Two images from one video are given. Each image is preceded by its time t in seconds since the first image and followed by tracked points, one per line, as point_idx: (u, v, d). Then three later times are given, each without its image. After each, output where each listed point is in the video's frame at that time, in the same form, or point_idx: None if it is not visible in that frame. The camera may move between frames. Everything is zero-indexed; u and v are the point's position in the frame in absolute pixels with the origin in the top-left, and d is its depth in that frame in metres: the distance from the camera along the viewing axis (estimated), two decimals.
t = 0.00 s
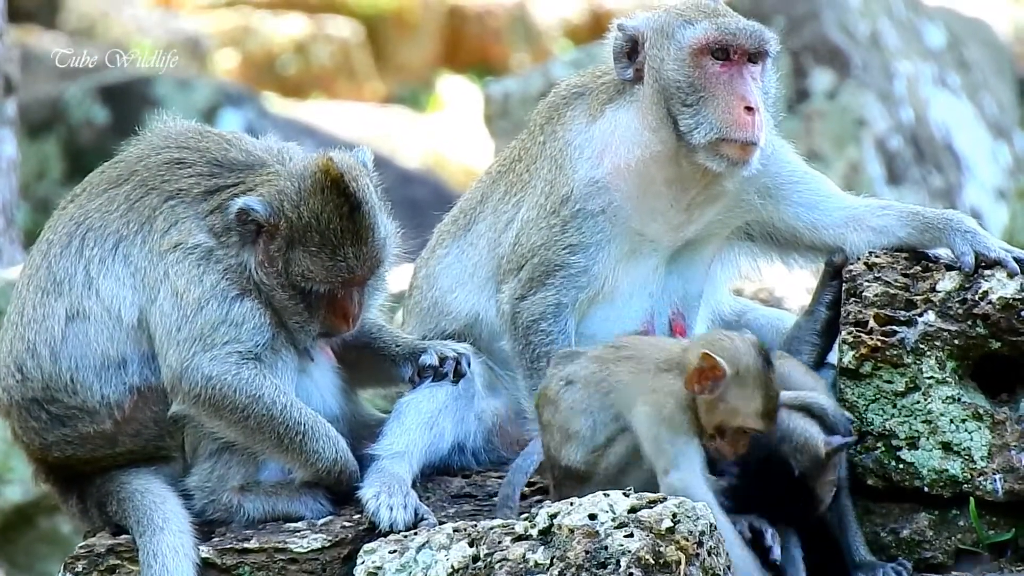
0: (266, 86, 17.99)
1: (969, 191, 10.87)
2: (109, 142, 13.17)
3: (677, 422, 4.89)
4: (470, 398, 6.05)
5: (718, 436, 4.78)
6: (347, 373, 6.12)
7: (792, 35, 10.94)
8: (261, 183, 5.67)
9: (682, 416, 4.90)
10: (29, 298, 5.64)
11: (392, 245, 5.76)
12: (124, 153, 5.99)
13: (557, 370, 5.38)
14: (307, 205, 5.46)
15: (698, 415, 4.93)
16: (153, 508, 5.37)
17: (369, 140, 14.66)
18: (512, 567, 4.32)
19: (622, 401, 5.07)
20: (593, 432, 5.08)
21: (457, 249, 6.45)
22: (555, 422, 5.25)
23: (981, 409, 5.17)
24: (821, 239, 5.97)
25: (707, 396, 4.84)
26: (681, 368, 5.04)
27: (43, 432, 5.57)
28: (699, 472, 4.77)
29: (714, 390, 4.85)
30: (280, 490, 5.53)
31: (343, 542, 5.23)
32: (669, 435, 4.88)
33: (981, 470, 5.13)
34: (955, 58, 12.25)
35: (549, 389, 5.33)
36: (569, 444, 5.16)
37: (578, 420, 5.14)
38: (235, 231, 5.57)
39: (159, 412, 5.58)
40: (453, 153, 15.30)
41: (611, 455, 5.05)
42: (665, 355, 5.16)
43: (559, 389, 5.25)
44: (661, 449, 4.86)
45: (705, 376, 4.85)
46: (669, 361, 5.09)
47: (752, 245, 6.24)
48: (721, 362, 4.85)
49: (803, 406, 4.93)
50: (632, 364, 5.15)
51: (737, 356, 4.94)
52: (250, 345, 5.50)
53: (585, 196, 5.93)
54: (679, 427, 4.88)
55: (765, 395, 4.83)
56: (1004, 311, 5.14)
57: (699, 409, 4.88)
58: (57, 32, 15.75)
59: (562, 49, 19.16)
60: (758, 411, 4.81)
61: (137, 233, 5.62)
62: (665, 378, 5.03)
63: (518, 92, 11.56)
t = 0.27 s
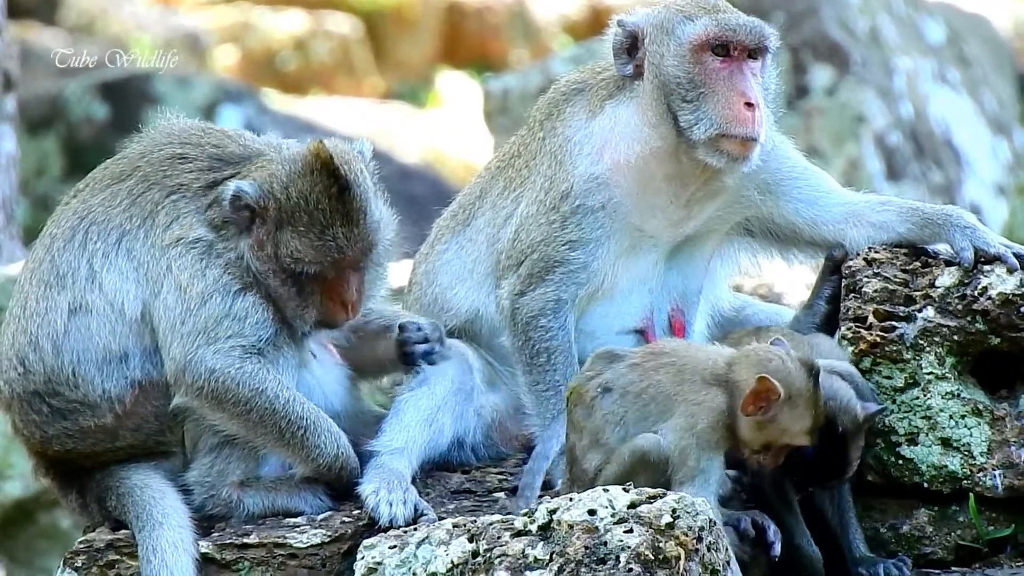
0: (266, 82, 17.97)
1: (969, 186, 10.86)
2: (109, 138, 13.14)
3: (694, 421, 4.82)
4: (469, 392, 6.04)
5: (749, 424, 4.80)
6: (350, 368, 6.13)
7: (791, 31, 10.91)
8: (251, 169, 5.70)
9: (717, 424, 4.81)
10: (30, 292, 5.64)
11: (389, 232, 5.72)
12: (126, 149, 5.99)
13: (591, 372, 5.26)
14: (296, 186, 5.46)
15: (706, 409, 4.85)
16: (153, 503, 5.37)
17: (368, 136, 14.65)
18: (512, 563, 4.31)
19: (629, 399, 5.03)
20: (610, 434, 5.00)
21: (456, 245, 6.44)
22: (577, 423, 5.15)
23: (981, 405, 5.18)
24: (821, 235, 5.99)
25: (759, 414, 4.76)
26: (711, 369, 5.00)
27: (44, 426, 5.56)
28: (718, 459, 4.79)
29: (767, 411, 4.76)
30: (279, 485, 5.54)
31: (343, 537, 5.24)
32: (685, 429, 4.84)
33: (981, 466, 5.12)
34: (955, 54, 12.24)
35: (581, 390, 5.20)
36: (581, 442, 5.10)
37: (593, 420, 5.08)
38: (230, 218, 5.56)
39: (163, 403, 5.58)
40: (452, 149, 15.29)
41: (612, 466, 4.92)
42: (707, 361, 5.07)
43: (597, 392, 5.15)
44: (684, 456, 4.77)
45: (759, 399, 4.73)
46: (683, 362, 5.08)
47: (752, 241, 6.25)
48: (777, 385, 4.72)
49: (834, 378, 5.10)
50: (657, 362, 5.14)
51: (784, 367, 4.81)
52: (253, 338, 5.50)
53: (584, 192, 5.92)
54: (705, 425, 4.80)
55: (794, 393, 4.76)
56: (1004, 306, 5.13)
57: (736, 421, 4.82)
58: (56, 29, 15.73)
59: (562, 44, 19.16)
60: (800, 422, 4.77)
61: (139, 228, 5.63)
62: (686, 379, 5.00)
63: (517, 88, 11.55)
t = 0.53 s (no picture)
0: (265, 63, 17.93)
1: (968, 168, 10.83)
2: (108, 119, 13.28)
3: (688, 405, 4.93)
4: (469, 373, 6.02)
5: (743, 407, 4.87)
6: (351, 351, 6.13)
7: (791, 12, 10.85)
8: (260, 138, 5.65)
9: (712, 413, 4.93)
10: (31, 271, 5.62)
11: (391, 192, 5.66)
12: (129, 130, 5.97)
13: (582, 356, 5.32)
14: (295, 145, 5.47)
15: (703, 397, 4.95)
16: (152, 484, 5.36)
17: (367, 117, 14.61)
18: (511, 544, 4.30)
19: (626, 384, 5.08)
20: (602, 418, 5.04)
21: (456, 226, 6.41)
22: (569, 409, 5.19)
23: (980, 386, 5.18)
24: (820, 215, 5.98)
25: (754, 398, 4.84)
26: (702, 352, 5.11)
27: (44, 403, 5.56)
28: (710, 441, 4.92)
29: (761, 396, 4.83)
30: (279, 467, 5.53)
31: (343, 519, 5.23)
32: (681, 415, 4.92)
33: (979, 447, 5.13)
34: (954, 35, 12.20)
35: (573, 374, 5.26)
36: (573, 427, 5.13)
37: (585, 406, 5.13)
38: (229, 181, 5.56)
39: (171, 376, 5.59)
40: (450, 130, 15.26)
41: (606, 452, 4.93)
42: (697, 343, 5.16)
43: (588, 374, 5.21)
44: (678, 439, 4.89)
45: (754, 384, 4.81)
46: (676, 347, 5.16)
47: (751, 221, 6.23)
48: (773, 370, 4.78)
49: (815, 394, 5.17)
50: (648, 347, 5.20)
51: (778, 352, 4.92)
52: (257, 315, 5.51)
53: (584, 173, 5.90)
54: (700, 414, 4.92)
55: (788, 379, 4.86)
56: (1003, 287, 5.12)
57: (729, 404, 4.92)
58: (53, 9, 15.69)
59: (560, 26, 18.89)
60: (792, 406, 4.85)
61: (145, 206, 5.62)
62: (676, 364, 5.08)
63: (517, 68, 11.51)
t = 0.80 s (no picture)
0: (265, 47, 17.49)
1: (968, 153, 10.80)
2: (107, 105, 13.13)
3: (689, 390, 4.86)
4: (470, 361, 6.00)
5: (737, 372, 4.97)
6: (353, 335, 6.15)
7: None
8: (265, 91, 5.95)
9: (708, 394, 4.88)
10: (37, 254, 5.62)
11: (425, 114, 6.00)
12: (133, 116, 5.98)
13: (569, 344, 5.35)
14: (330, 71, 5.88)
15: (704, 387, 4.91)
16: (153, 473, 5.37)
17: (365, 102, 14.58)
18: (511, 534, 4.31)
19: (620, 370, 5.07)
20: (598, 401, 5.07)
21: (456, 213, 6.40)
22: (561, 393, 5.22)
23: (980, 374, 5.18)
24: (821, 202, 5.96)
25: (743, 359, 4.95)
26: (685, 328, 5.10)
27: (47, 389, 5.55)
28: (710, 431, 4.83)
29: (750, 356, 4.95)
30: (279, 456, 5.53)
31: (343, 508, 5.23)
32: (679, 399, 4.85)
33: (979, 435, 5.12)
34: (955, 19, 12.15)
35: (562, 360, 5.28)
36: (568, 411, 5.16)
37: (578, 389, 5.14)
38: (265, 132, 5.76)
39: (176, 366, 5.62)
40: (449, 115, 15.24)
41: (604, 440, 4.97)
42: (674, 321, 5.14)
43: (579, 358, 5.21)
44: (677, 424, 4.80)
45: (741, 345, 4.94)
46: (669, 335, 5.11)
47: (751, 208, 6.24)
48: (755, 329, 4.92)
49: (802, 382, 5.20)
50: (633, 329, 5.17)
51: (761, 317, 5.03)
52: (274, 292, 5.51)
53: (585, 160, 5.87)
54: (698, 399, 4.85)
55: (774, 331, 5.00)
56: (1002, 275, 5.10)
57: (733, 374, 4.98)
58: None
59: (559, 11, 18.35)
60: (783, 360, 5.00)
61: (160, 184, 5.64)
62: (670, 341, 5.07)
63: (516, 53, 11.49)
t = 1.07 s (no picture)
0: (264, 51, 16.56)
1: (969, 157, 10.80)
2: (107, 108, 13.19)
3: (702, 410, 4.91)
4: (471, 362, 6.03)
5: (749, 427, 4.85)
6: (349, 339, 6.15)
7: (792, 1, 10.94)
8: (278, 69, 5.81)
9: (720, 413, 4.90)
10: (38, 252, 5.63)
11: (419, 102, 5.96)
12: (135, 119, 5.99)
13: (612, 343, 5.24)
14: (327, 48, 5.85)
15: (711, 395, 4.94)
16: (152, 474, 5.36)
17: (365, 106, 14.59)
18: (512, 534, 4.31)
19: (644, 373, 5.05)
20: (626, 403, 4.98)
21: (456, 217, 6.39)
22: (594, 390, 5.12)
23: (980, 375, 5.19)
24: (819, 205, 5.96)
25: (756, 419, 4.81)
26: (718, 364, 5.02)
27: (45, 390, 5.55)
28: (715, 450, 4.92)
29: (764, 418, 4.81)
30: (279, 456, 5.51)
31: (343, 509, 5.23)
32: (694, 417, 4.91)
33: (980, 436, 5.13)
34: (955, 25, 12.17)
35: (601, 358, 5.19)
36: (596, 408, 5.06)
37: (610, 390, 5.06)
38: (272, 113, 5.73)
39: (173, 367, 5.57)
40: (449, 120, 15.25)
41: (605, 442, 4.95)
42: (713, 350, 5.07)
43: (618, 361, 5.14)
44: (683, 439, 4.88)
45: (756, 407, 4.79)
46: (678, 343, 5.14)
47: (752, 211, 6.21)
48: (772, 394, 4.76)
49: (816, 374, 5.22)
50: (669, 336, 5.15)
51: (792, 378, 4.91)
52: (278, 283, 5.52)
53: (584, 163, 5.88)
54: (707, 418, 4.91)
55: (794, 400, 4.86)
56: (1003, 277, 5.16)
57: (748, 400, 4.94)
58: None
59: (561, 15, 18.27)
60: (798, 427, 4.86)
61: (165, 174, 5.67)
62: (699, 364, 5.03)
63: (516, 58, 11.49)
